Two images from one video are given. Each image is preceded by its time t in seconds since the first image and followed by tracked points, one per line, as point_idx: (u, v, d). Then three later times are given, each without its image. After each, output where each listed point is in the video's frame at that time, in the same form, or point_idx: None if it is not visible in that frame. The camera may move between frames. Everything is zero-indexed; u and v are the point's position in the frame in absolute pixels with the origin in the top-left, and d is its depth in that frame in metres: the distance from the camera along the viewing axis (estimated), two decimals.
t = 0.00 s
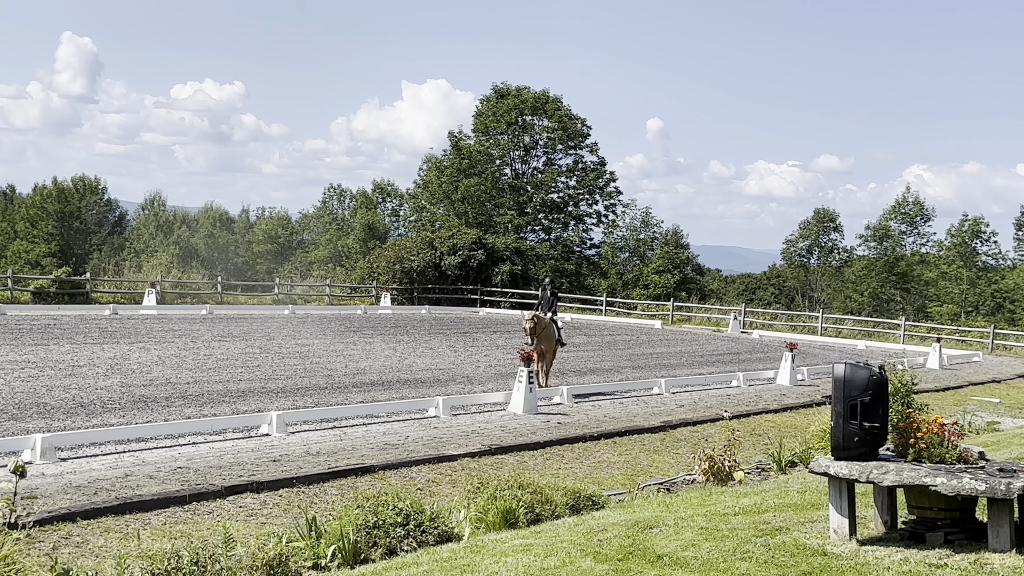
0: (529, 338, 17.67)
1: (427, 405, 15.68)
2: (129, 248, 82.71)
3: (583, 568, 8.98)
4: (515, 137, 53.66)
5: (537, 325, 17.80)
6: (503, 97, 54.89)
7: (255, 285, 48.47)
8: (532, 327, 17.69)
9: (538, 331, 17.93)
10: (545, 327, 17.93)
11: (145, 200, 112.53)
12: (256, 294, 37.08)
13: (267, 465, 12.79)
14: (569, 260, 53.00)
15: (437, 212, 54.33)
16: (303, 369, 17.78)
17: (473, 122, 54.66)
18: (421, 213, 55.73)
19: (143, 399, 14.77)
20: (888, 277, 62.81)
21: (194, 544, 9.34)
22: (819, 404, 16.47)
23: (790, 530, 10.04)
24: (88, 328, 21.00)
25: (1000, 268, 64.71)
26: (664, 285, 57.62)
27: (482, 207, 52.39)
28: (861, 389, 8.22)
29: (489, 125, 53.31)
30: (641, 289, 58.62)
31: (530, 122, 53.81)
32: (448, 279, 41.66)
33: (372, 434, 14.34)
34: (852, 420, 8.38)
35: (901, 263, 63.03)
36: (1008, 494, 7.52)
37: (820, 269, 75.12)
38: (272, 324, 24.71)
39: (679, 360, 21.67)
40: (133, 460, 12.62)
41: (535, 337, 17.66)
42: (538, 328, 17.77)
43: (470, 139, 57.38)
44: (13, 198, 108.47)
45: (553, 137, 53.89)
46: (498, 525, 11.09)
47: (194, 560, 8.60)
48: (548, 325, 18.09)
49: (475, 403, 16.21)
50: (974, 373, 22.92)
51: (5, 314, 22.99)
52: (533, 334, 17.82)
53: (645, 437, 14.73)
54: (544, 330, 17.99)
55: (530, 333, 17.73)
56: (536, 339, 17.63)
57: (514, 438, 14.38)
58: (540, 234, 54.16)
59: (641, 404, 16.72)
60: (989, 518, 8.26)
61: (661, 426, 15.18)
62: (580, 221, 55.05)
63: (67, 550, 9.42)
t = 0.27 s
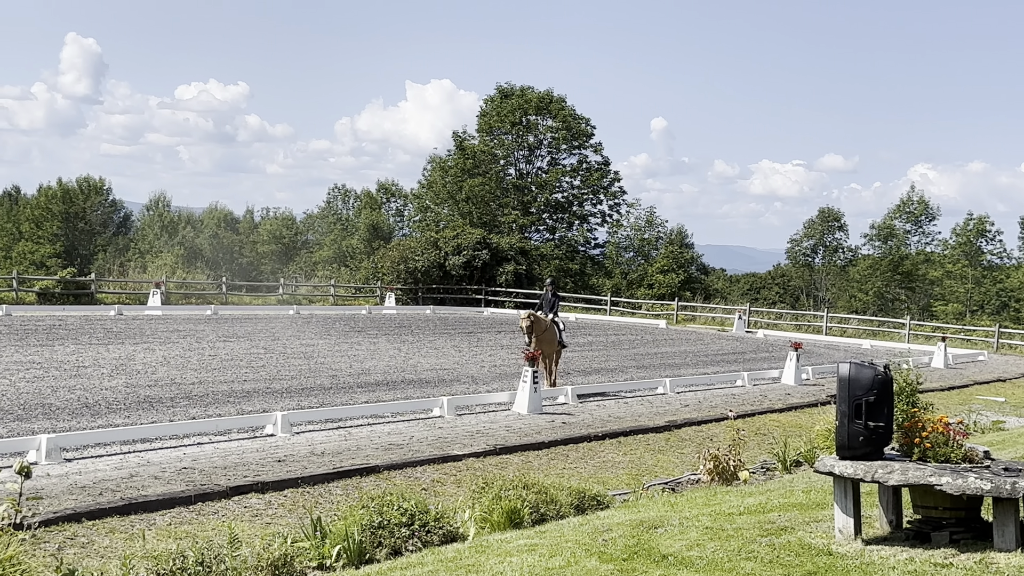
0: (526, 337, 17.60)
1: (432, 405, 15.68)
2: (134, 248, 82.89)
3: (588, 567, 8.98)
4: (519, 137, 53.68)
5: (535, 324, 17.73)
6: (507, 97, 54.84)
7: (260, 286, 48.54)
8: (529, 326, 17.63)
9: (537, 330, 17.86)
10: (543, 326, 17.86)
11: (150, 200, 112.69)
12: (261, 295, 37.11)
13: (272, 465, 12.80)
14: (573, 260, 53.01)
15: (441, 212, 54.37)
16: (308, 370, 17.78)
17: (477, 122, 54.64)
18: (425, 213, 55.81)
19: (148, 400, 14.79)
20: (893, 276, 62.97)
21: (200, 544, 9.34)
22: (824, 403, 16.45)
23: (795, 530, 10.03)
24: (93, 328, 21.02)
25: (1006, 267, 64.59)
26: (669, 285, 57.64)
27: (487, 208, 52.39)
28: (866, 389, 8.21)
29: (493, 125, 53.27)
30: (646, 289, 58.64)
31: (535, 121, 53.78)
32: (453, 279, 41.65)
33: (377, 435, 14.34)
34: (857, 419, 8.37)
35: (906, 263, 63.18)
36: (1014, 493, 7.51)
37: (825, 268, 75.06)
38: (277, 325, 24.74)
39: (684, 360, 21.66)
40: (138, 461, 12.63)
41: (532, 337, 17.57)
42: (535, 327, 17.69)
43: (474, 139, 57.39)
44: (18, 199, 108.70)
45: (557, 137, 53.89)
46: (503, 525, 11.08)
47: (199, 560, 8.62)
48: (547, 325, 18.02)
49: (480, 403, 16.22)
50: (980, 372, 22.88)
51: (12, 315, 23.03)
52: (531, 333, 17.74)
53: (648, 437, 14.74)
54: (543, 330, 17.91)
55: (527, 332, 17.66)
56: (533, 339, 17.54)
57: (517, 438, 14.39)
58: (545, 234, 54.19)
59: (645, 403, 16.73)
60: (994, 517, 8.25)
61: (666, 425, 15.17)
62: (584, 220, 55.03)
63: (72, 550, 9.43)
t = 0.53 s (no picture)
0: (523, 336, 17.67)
1: (438, 405, 15.68)
2: (140, 249, 83.08)
3: (595, 567, 8.97)
4: (524, 137, 53.68)
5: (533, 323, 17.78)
6: (513, 97, 54.86)
7: (266, 287, 48.64)
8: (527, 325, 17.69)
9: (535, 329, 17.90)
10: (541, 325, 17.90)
11: (156, 201, 113.03)
12: (267, 295, 37.16)
13: (278, 465, 12.81)
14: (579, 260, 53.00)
15: (446, 212, 54.40)
16: (314, 370, 17.78)
17: (482, 122, 54.69)
18: (431, 213, 55.85)
19: (155, 400, 14.80)
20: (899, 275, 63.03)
21: (207, 544, 9.35)
22: (831, 402, 16.43)
23: (802, 529, 10.02)
24: (100, 328, 21.06)
25: (1012, 266, 64.48)
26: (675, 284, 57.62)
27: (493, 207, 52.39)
28: (873, 388, 8.20)
29: (499, 125, 53.34)
30: (652, 288, 58.64)
31: (540, 121, 53.79)
32: (459, 279, 41.64)
33: (383, 434, 14.34)
34: (864, 418, 8.36)
35: (912, 261, 63.24)
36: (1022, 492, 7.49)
37: (831, 267, 75.05)
38: (283, 325, 24.75)
39: (690, 359, 21.64)
40: (145, 461, 12.65)
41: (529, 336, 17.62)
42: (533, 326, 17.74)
43: (479, 139, 57.40)
44: (24, 199, 109.07)
45: (562, 136, 53.89)
46: (509, 525, 11.08)
47: (206, 560, 8.61)
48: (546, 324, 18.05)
49: (486, 403, 16.23)
50: (987, 370, 22.84)
51: (20, 316, 23.10)
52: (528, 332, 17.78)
53: (655, 436, 14.73)
54: (541, 329, 17.94)
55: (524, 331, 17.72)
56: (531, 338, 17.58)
57: (523, 438, 14.38)
58: (551, 233, 54.20)
59: (651, 403, 16.72)
60: (1002, 516, 8.23)
61: (672, 425, 15.17)
62: (590, 220, 55.00)
63: (80, 550, 9.44)
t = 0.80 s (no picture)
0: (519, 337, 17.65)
1: (446, 405, 15.69)
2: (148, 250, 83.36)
3: (604, 567, 8.96)
4: (532, 136, 53.70)
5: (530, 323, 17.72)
6: (520, 97, 54.86)
7: (273, 286, 48.77)
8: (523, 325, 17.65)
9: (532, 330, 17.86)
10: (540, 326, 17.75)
11: (164, 201, 113.30)
12: (276, 295, 37.23)
13: (287, 465, 12.81)
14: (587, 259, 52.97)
15: (453, 211, 54.44)
16: (322, 370, 17.79)
17: (490, 121, 54.73)
18: (438, 213, 55.92)
19: (163, 400, 14.82)
20: (907, 274, 62.97)
21: (216, 544, 9.35)
22: (839, 402, 16.40)
23: (811, 528, 10.00)
24: (109, 329, 21.10)
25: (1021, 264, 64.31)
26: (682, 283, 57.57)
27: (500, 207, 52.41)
28: (883, 387, 8.17)
29: (507, 125, 53.36)
30: (660, 288, 58.61)
31: (547, 121, 53.77)
32: (466, 279, 41.63)
33: (391, 434, 14.35)
34: (873, 417, 8.32)
35: (921, 260, 63.17)
36: None
37: (839, 266, 74.97)
38: (291, 325, 24.78)
39: (698, 359, 21.61)
40: (154, 461, 12.66)
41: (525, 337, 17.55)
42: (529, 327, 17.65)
43: (486, 138, 57.41)
44: (33, 200, 109.49)
45: (570, 136, 53.84)
46: (518, 524, 11.08)
47: (216, 560, 8.61)
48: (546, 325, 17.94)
49: (494, 403, 16.22)
50: (996, 370, 22.77)
51: (29, 316, 23.15)
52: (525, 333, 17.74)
53: (663, 435, 14.72)
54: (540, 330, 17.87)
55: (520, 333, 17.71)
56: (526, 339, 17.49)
57: (531, 438, 14.37)
58: (559, 233, 54.18)
59: (659, 402, 16.71)
60: (1012, 516, 8.19)
61: (679, 424, 15.15)
62: (597, 219, 54.96)
63: (90, 550, 9.44)
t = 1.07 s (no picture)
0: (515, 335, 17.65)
1: (456, 404, 15.69)
2: (157, 250, 83.60)
3: (615, 566, 8.95)
4: (541, 135, 53.72)
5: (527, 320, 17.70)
6: (529, 96, 54.90)
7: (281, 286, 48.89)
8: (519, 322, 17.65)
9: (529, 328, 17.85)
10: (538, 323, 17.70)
11: (173, 201, 113.65)
12: (286, 295, 37.29)
13: (297, 465, 12.82)
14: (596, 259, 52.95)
15: (462, 211, 54.48)
16: (331, 370, 17.80)
17: (498, 121, 54.78)
18: (447, 213, 56.00)
19: (174, 400, 14.85)
20: (917, 272, 62.87)
21: (226, 543, 9.36)
22: (850, 401, 16.36)
23: (821, 528, 9.98)
24: (120, 329, 21.15)
25: None
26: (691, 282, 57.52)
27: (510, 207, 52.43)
28: (893, 385, 8.14)
29: (515, 124, 53.36)
30: (669, 287, 58.56)
31: (556, 120, 53.77)
32: (476, 279, 41.64)
33: (401, 433, 14.35)
34: (884, 416, 8.29)
35: (931, 258, 63.04)
36: None
37: (849, 265, 74.87)
38: (301, 325, 24.79)
39: (707, 358, 21.58)
40: (165, 461, 12.68)
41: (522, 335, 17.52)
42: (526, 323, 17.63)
43: (495, 138, 57.41)
44: (44, 200, 109.98)
45: (578, 135, 53.82)
46: (528, 524, 11.06)
47: (227, 559, 8.59)
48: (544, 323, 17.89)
49: (504, 402, 16.23)
50: (1008, 368, 22.69)
51: (40, 316, 23.20)
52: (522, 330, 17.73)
53: (672, 435, 14.70)
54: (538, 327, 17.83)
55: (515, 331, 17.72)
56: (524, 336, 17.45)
57: (541, 437, 14.36)
58: (568, 232, 54.18)
59: (669, 402, 16.68)
60: None
61: (689, 424, 15.13)
62: (606, 219, 54.93)
63: (101, 550, 9.46)
